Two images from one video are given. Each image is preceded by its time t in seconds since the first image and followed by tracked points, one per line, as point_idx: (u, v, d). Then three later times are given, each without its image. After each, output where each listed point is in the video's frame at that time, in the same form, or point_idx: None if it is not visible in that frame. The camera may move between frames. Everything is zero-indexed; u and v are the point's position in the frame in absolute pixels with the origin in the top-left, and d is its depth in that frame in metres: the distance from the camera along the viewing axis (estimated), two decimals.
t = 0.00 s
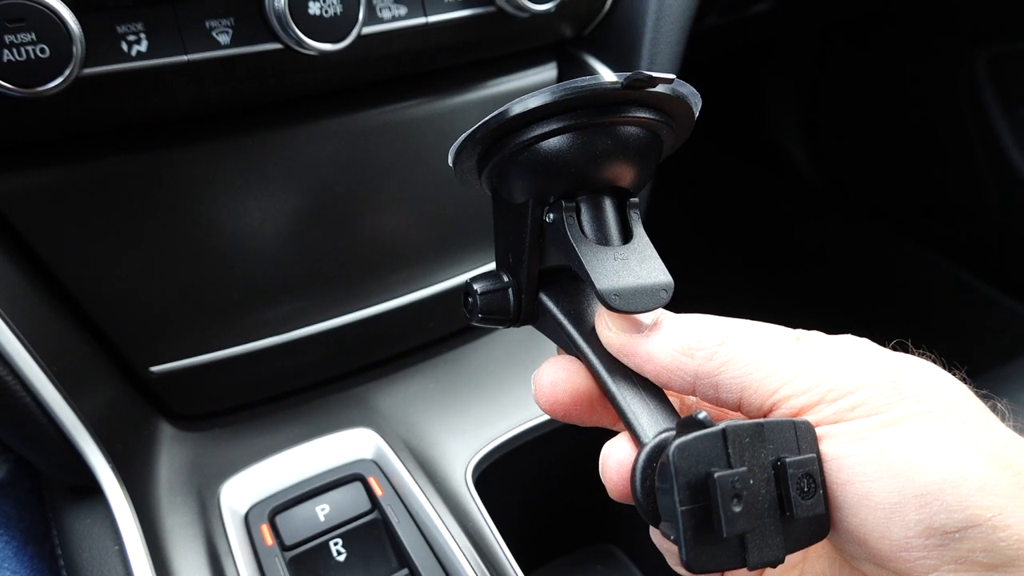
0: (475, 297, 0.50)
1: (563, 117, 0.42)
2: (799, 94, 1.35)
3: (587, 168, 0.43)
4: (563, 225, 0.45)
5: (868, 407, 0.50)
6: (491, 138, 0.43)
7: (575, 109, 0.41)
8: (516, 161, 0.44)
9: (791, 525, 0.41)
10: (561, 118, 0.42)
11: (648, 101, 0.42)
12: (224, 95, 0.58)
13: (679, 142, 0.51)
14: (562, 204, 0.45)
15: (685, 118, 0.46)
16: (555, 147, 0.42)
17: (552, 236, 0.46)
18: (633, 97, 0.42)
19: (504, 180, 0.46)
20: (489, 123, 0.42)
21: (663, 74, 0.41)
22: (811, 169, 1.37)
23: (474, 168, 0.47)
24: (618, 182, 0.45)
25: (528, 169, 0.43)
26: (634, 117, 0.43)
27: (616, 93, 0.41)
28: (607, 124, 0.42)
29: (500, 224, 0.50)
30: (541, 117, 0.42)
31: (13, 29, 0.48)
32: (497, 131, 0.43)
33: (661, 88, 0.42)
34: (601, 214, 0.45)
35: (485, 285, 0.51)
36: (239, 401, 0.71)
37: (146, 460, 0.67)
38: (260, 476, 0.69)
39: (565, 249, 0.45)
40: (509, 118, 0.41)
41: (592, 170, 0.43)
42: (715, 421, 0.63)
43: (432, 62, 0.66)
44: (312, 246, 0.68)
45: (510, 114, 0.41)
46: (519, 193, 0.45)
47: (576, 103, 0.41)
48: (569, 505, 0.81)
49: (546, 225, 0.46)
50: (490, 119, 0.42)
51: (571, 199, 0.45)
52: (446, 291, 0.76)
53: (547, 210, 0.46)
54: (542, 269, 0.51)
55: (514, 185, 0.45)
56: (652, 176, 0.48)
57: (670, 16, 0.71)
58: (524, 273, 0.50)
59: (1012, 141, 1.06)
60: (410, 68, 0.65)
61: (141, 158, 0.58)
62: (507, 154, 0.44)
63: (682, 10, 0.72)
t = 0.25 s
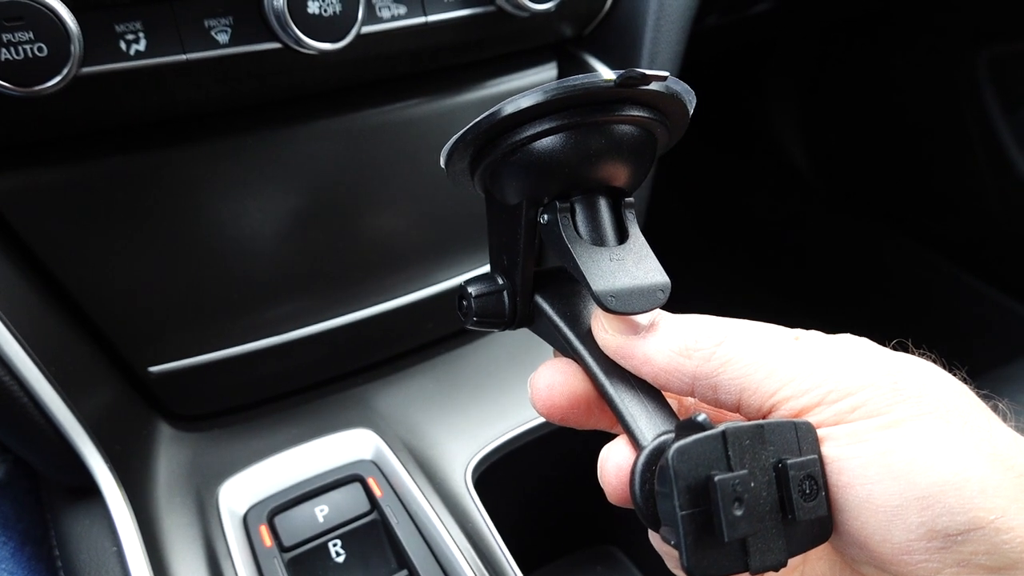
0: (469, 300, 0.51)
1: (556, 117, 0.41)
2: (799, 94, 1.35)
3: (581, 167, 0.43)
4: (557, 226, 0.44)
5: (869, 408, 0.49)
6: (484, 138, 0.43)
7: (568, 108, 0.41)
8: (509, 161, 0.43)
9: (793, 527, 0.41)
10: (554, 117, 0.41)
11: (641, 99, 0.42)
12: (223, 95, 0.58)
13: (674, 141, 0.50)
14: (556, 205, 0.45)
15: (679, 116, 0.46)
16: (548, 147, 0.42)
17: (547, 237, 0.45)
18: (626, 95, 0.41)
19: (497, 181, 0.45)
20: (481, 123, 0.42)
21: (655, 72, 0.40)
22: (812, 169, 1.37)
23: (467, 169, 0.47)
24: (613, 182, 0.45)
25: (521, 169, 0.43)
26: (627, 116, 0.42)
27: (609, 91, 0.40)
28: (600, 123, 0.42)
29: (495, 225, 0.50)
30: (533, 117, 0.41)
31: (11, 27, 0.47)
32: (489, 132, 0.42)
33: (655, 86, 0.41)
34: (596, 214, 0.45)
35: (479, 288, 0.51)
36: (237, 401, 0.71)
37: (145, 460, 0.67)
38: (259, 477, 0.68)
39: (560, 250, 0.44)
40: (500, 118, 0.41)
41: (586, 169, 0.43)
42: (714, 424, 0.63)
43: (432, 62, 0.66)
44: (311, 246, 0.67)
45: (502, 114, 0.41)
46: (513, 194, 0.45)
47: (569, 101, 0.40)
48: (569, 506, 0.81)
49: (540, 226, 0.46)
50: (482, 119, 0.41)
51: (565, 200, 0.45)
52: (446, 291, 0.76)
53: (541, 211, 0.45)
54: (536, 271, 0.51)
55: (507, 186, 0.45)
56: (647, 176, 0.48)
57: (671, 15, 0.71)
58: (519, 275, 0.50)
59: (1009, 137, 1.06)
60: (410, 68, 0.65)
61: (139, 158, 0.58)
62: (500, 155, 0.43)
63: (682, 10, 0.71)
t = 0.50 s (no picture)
0: (470, 300, 0.51)
1: (556, 116, 0.41)
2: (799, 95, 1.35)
3: (581, 166, 0.43)
4: (557, 225, 0.44)
5: (868, 406, 0.49)
6: (483, 139, 0.43)
7: (568, 108, 0.41)
8: (509, 162, 0.43)
9: (792, 525, 0.41)
10: (554, 116, 0.41)
11: (641, 98, 0.42)
12: (224, 95, 0.58)
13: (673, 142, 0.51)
14: (556, 204, 0.45)
15: (678, 116, 0.46)
16: (548, 146, 0.42)
17: (547, 237, 0.45)
18: (626, 94, 0.42)
19: (497, 181, 0.45)
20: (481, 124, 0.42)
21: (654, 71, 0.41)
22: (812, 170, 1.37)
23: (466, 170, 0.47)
24: (613, 181, 0.45)
25: (521, 168, 0.43)
26: (627, 115, 0.42)
27: (608, 90, 0.41)
28: (600, 122, 0.42)
29: (495, 225, 0.50)
30: (533, 117, 0.41)
31: (12, 28, 0.47)
32: (489, 131, 0.42)
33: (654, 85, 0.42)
34: (596, 213, 0.45)
35: (480, 288, 0.51)
36: (238, 401, 0.71)
37: (145, 460, 0.67)
38: (259, 476, 0.68)
39: (560, 249, 0.44)
40: (500, 117, 0.41)
41: (586, 168, 0.43)
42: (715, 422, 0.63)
43: (432, 62, 0.66)
44: (312, 246, 0.67)
45: (502, 113, 0.41)
46: (513, 194, 0.45)
47: (569, 100, 0.40)
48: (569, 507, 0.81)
49: (540, 226, 0.46)
50: (482, 119, 0.41)
51: (565, 199, 0.45)
52: (447, 291, 0.76)
53: (541, 210, 0.45)
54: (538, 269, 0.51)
55: (507, 186, 0.45)
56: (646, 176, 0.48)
57: (671, 16, 0.71)
58: (519, 274, 0.50)
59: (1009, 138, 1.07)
60: (410, 69, 0.65)
61: (140, 158, 0.58)
62: (500, 155, 0.43)
63: (682, 11, 0.71)
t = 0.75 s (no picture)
0: (473, 295, 0.52)
1: (562, 117, 0.41)
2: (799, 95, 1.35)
3: (586, 167, 0.43)
4: (561, 226, 0.45)
5: (864, 407, 0.49)
6: (490, 137, 0.43)
7: (575, 109, 0.41)
8: (515, 161, 0.43)
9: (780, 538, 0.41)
10: (560, 118, 0.41)
11: (647, 101, 0.42)
12: (226, 94, 0.58)
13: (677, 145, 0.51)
14: (560, 204, 0.45)
15: (684, 116, 0.46)
16: (554, 146, 0.42)
17: (550, 236, 0.46)
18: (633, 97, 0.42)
19: (502, 180, 0.45)
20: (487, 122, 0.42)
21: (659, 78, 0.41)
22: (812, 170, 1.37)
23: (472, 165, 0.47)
24: (617, 183, 0.45)
25: (526, 166, 0.43)
26: (634, 118, 0.42)
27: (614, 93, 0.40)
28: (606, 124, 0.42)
29: (499, 219, 0.50)
30: (540, 117, 0.41)
31: (15, 27, 0.48)
32: (496, 130, 0.42)
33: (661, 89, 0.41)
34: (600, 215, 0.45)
35: (484, 282, 0.52)
36: (240, 400, 0.71)
37: (147, 458, 0.67)
38: (260, 475, 0.69)
39: (562, 250, 0.45)
40: (507, 116, 0.41)
41: (591, 170, 0.43)
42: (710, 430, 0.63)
43: (433, 61, 0.66)
44: (314, 245, 0.68)
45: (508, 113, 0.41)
46: (517, 193, 0.45)
47: (576, 102, 0.40)
48: (571, 506, 0.81)
49: (544, 225, 0.46)
50: (488, 117, 0.41)
51: (569, 200, 0.45)
52: (448, 290, 0.76)
53: (546, 210, 0.46)
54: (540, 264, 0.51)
55: (512, 184, 0.45)
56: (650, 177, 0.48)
57: (671, 15, 0.71)
58: (521, 269, 0.50)
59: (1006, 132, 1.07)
60: (412, 68, 0.65)
61: (143, 157, 0.59)
62: (506, 154, 0.43)
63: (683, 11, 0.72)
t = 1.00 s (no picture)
0: (470, 265, 0.49)
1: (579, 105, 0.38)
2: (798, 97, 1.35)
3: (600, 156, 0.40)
4: (566, 212, 0.42)
5: (861, 400, 0.49)
6: (501, 116, 0.40)
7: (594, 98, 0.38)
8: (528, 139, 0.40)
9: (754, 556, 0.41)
10: (578, 105, 0.38)
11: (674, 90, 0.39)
12: (224, 96, 0.58)
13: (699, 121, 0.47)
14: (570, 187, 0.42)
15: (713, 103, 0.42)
16: (569, 132, 0.39)
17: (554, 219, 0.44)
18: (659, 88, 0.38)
19: (513, 155, 0.42)
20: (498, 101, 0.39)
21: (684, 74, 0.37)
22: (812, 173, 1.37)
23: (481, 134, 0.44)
24: (632, 170, 0.42)
25: (537, 149, 0.40)
26: (658, 108, 0.39)
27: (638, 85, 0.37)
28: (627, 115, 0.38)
29: (503, 186, 0.47)
30: (556, 103, 0.38)
31: (13, 29, 0.47)
32: (508, 110, 0.39)
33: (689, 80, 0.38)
34: (610, 203, 0.43)
35: (482, 252, 0.49)
36: (238, 402, 0.71)
37: (145, 461, 0.67)
38: (258, 477, 0.68)
39: (566, 237, 0.43)
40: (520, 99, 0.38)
41: (606, 158, 0.40)
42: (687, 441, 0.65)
43: (432, 63, 0.66)
44: (312, 247, 0.68)
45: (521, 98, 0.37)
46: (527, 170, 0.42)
47: (597, 92, 0.37)
48: (570, 509, 0.81)
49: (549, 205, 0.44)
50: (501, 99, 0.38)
51: (580, 184, 0.42)
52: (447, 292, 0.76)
53: (554, 191, 0.43)
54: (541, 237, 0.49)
55: (523, 162, 0.42)
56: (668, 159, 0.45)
57: (670, 18, 0.71)
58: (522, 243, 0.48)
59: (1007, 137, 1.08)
60: (411, 70, 0.65)
61: (141, 159, 0.58)
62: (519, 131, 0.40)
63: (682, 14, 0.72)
